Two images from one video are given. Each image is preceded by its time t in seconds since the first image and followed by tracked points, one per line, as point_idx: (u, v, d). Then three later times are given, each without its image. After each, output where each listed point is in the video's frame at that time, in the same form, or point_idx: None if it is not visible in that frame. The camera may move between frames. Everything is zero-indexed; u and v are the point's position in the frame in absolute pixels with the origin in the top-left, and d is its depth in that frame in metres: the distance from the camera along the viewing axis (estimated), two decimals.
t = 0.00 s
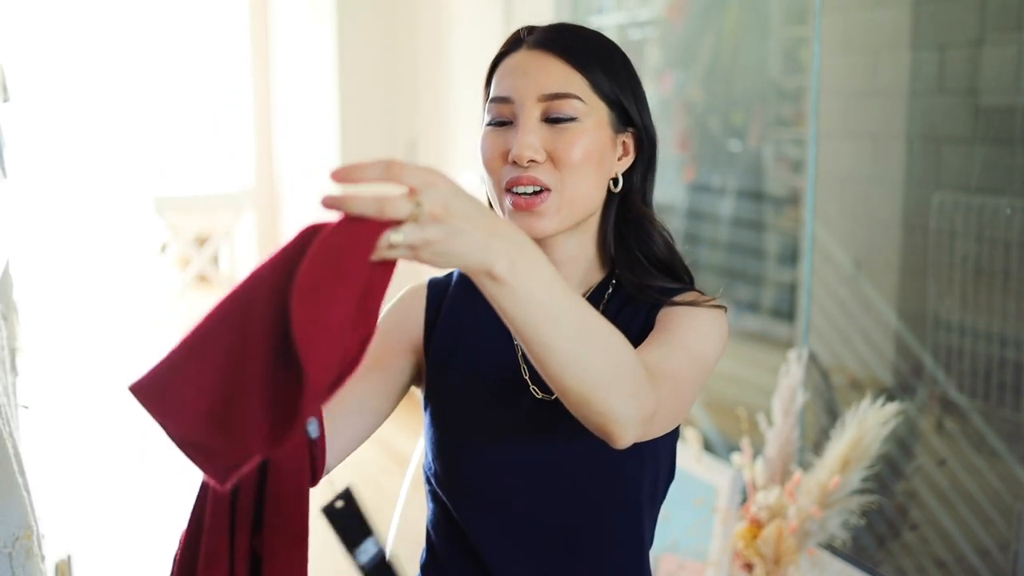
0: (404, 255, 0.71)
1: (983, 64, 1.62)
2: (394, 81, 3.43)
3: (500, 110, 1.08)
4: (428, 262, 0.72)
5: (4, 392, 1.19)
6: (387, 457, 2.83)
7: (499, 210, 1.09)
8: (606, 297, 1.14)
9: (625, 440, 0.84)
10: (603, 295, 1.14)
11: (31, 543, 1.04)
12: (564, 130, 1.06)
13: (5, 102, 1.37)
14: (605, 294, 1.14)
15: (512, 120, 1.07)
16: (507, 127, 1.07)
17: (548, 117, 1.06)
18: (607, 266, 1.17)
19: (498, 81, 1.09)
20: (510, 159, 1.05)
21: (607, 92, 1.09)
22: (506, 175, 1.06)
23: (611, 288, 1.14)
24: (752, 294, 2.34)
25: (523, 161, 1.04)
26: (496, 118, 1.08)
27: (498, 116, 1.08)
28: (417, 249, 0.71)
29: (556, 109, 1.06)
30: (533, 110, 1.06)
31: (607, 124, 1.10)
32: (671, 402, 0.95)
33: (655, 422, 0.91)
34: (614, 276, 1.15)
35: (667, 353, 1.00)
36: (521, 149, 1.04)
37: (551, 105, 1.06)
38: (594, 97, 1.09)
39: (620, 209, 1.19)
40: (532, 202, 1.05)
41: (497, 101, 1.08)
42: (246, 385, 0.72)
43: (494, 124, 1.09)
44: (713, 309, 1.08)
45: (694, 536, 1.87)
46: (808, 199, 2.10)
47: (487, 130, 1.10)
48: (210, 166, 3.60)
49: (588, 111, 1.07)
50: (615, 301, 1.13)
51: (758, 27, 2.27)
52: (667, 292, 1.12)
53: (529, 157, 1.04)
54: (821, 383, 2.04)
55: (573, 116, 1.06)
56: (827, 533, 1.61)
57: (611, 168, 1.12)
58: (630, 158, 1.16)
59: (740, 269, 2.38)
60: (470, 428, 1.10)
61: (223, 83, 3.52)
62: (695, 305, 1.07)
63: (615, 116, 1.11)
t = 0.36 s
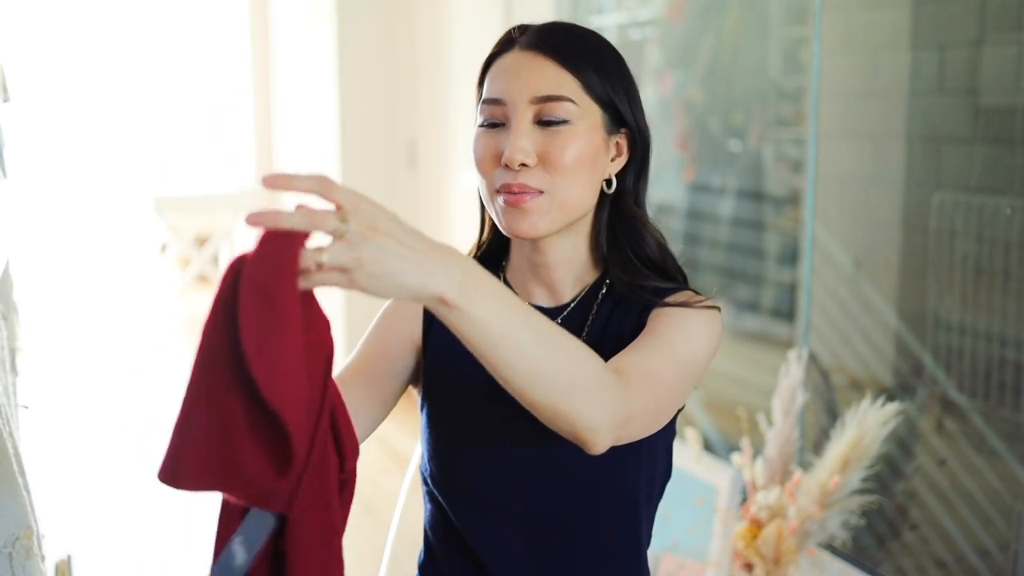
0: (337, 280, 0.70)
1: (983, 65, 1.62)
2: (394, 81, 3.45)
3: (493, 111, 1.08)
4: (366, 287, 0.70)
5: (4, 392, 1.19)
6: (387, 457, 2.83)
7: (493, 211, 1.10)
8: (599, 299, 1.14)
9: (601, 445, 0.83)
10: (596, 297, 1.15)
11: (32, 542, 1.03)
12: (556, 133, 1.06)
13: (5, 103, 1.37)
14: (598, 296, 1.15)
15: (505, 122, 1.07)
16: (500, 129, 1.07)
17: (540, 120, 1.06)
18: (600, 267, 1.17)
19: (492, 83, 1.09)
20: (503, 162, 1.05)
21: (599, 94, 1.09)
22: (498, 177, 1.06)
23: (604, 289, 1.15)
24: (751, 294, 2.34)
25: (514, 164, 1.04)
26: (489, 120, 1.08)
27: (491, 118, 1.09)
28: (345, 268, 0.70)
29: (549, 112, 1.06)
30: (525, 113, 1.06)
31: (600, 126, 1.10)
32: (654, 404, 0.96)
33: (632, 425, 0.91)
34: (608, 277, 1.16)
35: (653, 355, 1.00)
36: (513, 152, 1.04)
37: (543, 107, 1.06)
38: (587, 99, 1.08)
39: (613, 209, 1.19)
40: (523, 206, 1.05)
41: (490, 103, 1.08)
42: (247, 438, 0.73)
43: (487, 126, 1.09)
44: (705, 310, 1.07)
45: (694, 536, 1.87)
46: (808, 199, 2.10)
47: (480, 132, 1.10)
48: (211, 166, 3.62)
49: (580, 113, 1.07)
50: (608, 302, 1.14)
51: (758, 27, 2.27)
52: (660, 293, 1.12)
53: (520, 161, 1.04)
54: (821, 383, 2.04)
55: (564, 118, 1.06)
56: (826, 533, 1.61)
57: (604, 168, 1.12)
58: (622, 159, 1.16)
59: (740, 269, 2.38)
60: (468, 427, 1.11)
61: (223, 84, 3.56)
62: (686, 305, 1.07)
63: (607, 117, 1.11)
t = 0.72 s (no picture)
0: (331, 323, 0.79)
1: (982, 65, 1.62)
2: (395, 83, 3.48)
3: (494, 113, 1.08)
4: (356, 326, 0.79)
5: (4, 392, 1.19)
6: (387, 457, 2.83)
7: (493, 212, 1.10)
8: (602, 301, 1.14)
9: (606, 468, 0.90)
10: (599, 299, 1.15)
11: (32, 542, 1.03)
12: (556, 135, 1.06)
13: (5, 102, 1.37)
14: (602, 298, 1.15)
15: (505, 123, 1.08)
16: (501, 131, 1.08)
17: (540, 122, 1.06)
18: (603, 269, 1.17)
19: (494, 84, 1.09)
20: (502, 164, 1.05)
21: (600, 95, 1.09)
22: (498, 178, 1.07)
23: (608, 291, 1.15)
24: (752, 294, 2.34)
25: (513, 167, 1.05)
26: (491, 121, 1.09)
27: (492, 119, 1.09)
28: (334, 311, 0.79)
29: (549, 114, 1.06)
30: (526, 115, 1.06)
31: (601, 127, 1.09)
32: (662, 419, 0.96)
33: (639, 443, 0.93)
34: (611, 280, 1.16)
35: (652, 368, 1.00)
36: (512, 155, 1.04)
37: (543, 110, 1.06)
38: (588, 101, 1.08)
39: (618, 210, 1.18)
40: (523, 207, 1.05)
41: (492, 104, 1.09)
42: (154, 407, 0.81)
43: (488, 128, 1.09)
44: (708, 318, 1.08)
45: (695, 536, 1.87)
46: (808, 199, 2.10)
47: (482, 133, 1.10)
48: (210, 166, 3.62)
49: (580, 115, 1.07)
50: (611, 305, 1.14)
51: (758, 27, 2.27)
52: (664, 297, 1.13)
53: (519, 163, 1.04)
54: (821, 383, 2.04)
55: (564, 121, 1.06)
56: (826, 533, 1.61)
57: (605, 169, 1.12)
58: (627, 160, 1.16)
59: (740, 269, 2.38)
60: (470, 426, 1.11)
61: (223, 84, 3.64)
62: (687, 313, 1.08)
63: (610, 119, 1.10)
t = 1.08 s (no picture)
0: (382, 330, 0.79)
1: (983, 65, 1.62)
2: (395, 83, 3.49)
3: (500, 113, 1.08)
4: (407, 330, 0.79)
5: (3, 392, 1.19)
6: (387, 457, 2.83)
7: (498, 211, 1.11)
8: (603, 302, 1.14)
9: (618, 462, 0.92)
10: (600, 299, 1.15)
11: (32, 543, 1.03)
12: (562, 135, 1.06)
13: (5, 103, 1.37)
14: (603, 299, 1.15)
15: (511, 123, 1.08)
16: (507, 131, 1.08)
17: (547, 122, 1.06)
18: (605, 270, 1.17)
19: (500, 84, 1.09)
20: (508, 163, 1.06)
21: (606, 96, 1.09)
22: (504, 177, 1.07)
23: (609, 291, 1.15)
24: (752, 294, 2.34)
25: (520, 166, 1.05)
26: (497, 121, 1.09)
27: (498, 119, 1.09)
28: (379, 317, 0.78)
29: (555, 114, 1.06)
30: (532, 115, 1.06)
31: (606, 128, 1.09)
32: (669, 411, 0.99)
33: (648, 434, 0.96)
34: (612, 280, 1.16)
35: (658, 363, 1.02)
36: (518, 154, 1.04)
37: (550, 110, 1.06)
38: (594, 102, 1.08)
39: (620, 210, 1.18)
40: (529, 207, 1.06)
41: (498, 104, 1.08)
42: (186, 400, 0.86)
43: (494, 127, 1.09)
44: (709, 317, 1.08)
45: (695, 536, 1.87)
46: (808, 199, 2.10)
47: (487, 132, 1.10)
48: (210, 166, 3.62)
49: (586, 116, 1.07)
50: (613, 305, 1.14)
51: (757, 27, 2.27)
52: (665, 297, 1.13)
53: (526, 163, 1.04)
54: (821, 383, 2.04)
55: (571, 121, 1.06)
56: (826, 533, 1.61)
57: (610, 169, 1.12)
58: (630, 161, 1.15)
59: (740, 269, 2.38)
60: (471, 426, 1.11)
61: (224, 84, 3.64)
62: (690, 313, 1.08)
63: (614, 120, 1.10)
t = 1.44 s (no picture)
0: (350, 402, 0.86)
1: (982, 65, 1.62)
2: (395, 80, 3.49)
3: (502, 113, 1.08)
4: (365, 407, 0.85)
5: (3, 392, 1.18)
6: (387, 457, 2.83)
7: (500, 210, 1.11)
8: (607, 302, 1.15)
9: (611, 510, 0.94)
10: (603, 300, 1.15)
11: (31, 542, 1.02)
12: (564, 136, 1.06)
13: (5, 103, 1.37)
14: (606, 299, 1.15)
15: (513, 123, 1.08)
16: (510, 130, 1.08)
17: (549, 123, 1.06)
18: (608, 272, 1.17)
19: (502, 83, 1.09)
20: (510, 163, 1.06)
21: (608, 96, 1.09)
22: (506, 177, 1.08)
23: (612, 293, 1.15)
24: (751, 294, 2.35)
25: (521, 166, 1.05)
26: (499, 121, 1.09)
27: (501, 118, 1.09)
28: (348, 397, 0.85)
29: (557, 115, 1.06)
30: (533, 114, 1.06)
31: (607, 127, 1.09)
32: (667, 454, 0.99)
33: (645, 480, 0.97)
34: (616, 282, 1.16)
35: (652, 407, 1.01)
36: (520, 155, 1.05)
37: (552, 110, 1.06)
38: (595, 102, 1.08)
39: (623, 210, 1.18)
40: (530, 207, 1.06)
41: (499, 103, 1.09)
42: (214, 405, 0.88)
43: (497, 126, 1.10)
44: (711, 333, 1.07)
45: (695, 537, 1.86)
46: (808, 199, 2.09)
47: (490, 131, 1.10)
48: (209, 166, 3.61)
49: (587, 116, 1.07)
50: (616, 308, 1.14)
51: (757, 27, 2.27)
52: (669, 301, 1.12)
53: (527, 163, 1.05)
54: (821, 383, 2.04)
55: (572, 121, 1.06)
56: (827, 533, 1.61)
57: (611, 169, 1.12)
58: (632, 161, 1.15)
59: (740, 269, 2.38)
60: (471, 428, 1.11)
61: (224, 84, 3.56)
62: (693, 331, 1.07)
63: (616, 119, 1.10)
